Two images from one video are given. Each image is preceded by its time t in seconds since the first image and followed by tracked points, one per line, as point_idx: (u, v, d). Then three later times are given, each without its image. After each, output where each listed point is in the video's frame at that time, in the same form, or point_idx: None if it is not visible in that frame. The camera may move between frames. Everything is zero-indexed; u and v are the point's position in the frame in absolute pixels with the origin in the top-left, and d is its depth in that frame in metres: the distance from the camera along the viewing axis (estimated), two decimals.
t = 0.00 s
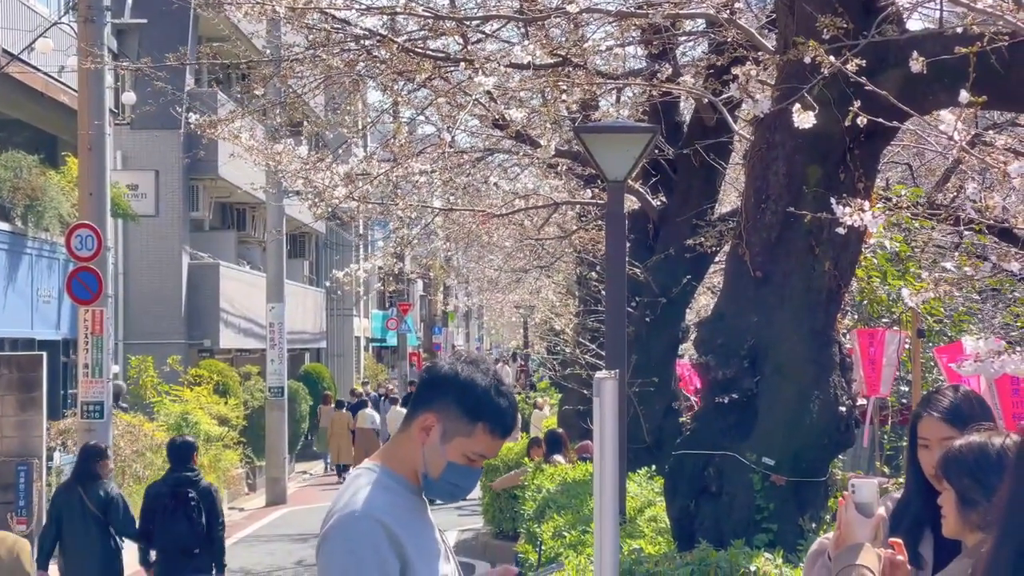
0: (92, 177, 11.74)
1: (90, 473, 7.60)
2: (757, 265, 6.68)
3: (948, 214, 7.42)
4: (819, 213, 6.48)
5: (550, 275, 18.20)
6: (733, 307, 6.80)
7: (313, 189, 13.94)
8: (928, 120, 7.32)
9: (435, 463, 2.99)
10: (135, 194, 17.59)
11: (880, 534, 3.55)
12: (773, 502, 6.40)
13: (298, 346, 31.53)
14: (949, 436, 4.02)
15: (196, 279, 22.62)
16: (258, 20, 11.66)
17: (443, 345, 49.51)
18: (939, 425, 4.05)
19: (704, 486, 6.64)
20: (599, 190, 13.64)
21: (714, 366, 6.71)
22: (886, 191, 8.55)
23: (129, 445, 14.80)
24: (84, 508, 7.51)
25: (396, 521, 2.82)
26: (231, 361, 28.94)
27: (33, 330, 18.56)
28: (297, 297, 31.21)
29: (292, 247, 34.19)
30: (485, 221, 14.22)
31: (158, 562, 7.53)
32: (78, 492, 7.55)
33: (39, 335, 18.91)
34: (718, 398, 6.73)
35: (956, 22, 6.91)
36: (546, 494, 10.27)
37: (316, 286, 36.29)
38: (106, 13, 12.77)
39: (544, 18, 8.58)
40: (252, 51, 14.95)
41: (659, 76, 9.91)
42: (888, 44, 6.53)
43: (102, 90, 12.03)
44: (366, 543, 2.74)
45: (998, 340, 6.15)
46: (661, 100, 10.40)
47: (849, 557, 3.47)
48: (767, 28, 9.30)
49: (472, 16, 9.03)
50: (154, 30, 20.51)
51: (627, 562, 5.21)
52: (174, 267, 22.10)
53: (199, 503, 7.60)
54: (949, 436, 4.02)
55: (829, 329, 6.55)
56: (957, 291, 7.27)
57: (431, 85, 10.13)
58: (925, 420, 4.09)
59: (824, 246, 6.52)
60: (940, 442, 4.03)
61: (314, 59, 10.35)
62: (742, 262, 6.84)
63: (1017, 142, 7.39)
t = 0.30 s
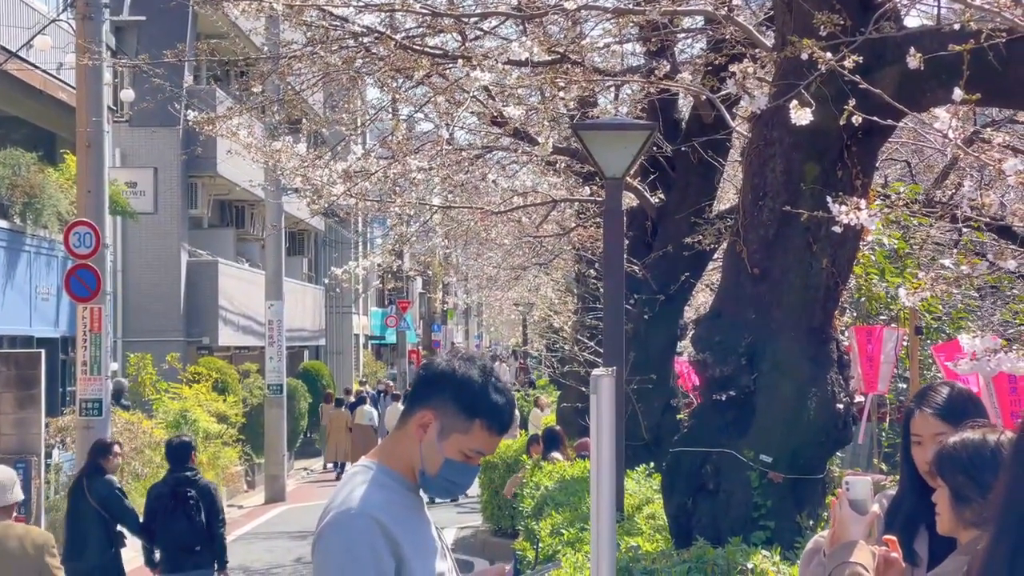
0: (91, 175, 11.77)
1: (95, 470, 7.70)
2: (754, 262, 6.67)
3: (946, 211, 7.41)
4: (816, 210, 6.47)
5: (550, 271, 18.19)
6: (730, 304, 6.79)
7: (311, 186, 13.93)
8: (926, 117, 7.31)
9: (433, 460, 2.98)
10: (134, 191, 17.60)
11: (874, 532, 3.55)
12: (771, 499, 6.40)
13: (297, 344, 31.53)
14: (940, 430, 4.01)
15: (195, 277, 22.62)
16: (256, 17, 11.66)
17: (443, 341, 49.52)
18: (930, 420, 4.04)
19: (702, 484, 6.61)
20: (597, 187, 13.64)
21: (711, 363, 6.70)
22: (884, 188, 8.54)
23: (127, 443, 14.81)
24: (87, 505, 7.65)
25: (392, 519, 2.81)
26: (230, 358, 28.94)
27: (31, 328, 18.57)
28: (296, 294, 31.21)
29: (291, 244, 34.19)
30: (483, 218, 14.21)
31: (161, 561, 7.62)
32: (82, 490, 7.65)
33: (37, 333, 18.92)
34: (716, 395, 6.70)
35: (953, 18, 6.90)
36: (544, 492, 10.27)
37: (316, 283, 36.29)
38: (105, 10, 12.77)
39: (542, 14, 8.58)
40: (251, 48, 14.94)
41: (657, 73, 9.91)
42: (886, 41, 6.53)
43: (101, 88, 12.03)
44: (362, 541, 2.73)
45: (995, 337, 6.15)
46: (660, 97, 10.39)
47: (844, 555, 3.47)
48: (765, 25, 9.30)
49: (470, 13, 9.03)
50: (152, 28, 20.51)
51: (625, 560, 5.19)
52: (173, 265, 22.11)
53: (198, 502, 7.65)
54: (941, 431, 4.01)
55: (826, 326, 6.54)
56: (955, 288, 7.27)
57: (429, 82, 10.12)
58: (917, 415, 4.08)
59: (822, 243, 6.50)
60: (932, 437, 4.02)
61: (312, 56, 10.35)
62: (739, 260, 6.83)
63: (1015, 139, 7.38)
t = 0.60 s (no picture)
0: (90, 172, 11.77)
1: (108, 464, 8.00)
2: (753, 259, 6.67)
3: (945, 208, 7.42)
4: (814, 207, 6.46)
5: (550, 268, 18.20)
6: (729, 301, 6.80)
7: (310, 183, 13.93)
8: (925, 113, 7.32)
9: (431, 456, 2.98)
10: (134, 188, 17.60)
11: (871, 528, 3.55)
12: (769, 496, 6.42)
13: (296, 341, 31.54)
14: (932, 425, 4.03)
15: (195, 274, 22.63)
16: (255, 14, 11.66)
17: (443, 338, 49.53)
18: (921, 415, 4.06)
19: (700, 481, 6.62)
20: (597, 183, 13.64)
21: (710, 360, 6.70)
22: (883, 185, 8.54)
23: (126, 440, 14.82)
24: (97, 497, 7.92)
25: (391, 516, 2.81)
26: (230, 355, 28.93)
27: (31, 325, 18.58)
28: (296, 291, 31.21)
29: (291, 241, 34.19)
30: (483, 215, 14.21)
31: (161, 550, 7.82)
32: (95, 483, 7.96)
33: (37, 330, 18.93)
34: (715, 392, 6.70)
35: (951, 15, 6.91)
36: (544, 489, 10.28)
37: (316, 280, 36.30)
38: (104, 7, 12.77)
39: (541, 10, 8.58)
40: (250, 45, 14.95)
41: (656, 69, 9.91)
42: (885, 38, 6.53)
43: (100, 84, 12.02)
44: (361, 537, 2.74)
45: (993, 333, 6.15)
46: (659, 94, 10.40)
47: (840, 550, 3.47)
48: (764, 22, 9.30)
49: (469, 10, 9.03)
50: (152, 25, 20.57)
51: (622, 557, 5.20)
52: (173, 262, 22.11)
53: (197, 490, 7.88)
54: (931, 426, 4.03)
55: (825, 322, 6.55)
56: (953, 284, 7.27)
57: (428, 79, 10.13)
58: (908, 410, 4.10)
59: (821, 240, 6.49)
60: (923, 432, 4.04)
61: (311, 53, 10.34)
62: (738, 257, 6.82)
63: (1014, 135, 7.39)
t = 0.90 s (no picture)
0: (90, 169, 11.76)
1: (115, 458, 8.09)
2: (751, 256, 6.65)
3: (943, 205, 7.42)
4: (812, 203, 6.44)
5: (550, 266, 18.21)
6: (727, 297, 6.79)
7: (310, 180, 13.93)
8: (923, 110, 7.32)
9: (427, 453, 2.96)
10: (134, 186, 17.60)
11: (867, 525, 3.55)
12: (767, 493, 6.43)
13: (297, 338, 31.57)
14: (920, 417, 4.05)
15: (195, 272, 22.64)
16: (254, 11, 11.65)
17: (443, 336, 49.55)
18: (910, 408, 4.07)
19: (698, 477, 6.60)
20: (597, 180, 13.65)
21: (708, 357, 6.70)
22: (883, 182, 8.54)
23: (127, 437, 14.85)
24: (102, 492, 8.03)
25: (387, 514, 2.81)
26: (230, 353, 28.94)
27: (32, 323, 18.58)
28: (297, 288, 31.23)
29: (291, 239, 34.21)
30: (483, 212, 14.22)
31: (167, 547, 8.03)
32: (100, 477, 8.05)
33: (37, 328, 18.94)
34: (713, 389, 6.70)
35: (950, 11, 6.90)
36: (544, 486, 10.28)
37: (316, 278, 36.33)
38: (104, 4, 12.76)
39: (540, 7, 8.58)
40: (250, 42, 14.94)
41: (655, 66, 9.90)
42: (883, 34, 6.53)
43: (100, 81, 12.01)
44: (357, 535, 2.73)
45: (990, 330, 6.14)
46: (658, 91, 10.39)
47: (836, 547, 3.46)
48: (763, 18, 9.30)
49: (469, 7, 9.02)
50: (152, 22, 20.52)
51: (620, 554, 5.19)
52: (173, 259, 22.10)
53: (204, 489, 8.07)
54: (919, 417, 4.05)
55: (824, 319, 6.54)
56: (952, 281, 7.27)
57: (428, 76, 10.12)
58: (897, 404, 4.12)
59: (819, 237, 6.46)
60: (910, 423, 4.06)
61: (311, 50, 10.32)
62: (737, 254, 6.81)
63: (1013, 132, 7.39)
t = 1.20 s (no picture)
0: (90, 166, 11.74)
1: (122, 450, 8.22)
2: (749, 252, 6.63)
3: (942, 201, 7.41)
4: (810, 199, 6.43)
5: (550, 262, 18.22)
6: (725, 293, 6.78)
7: (310, 177, 13.93)
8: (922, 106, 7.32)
9: (421, 449, 2.95)
10: (135, 183, 17.61)
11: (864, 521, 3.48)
12: (766, 490, 6.42)
13: (298, 335, 31.58)
14: (921, 413, 4.04)
15: (196, 269, 22.66)
16: (254, 7, 11.64)
17: (444, 332, 49.56)
18: (911, 403, 4.07)
19: (697, 474, 6.54)
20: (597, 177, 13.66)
21: (706, 353, 6.69)
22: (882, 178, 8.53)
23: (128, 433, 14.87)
24: (110, 484, 8.17)
25: (382, 509, 2.80)
26: (230, 349, 28.96)
27: (33, 319, 18.60)
28: (298, 285, 31.24)
29: (292, 235, 34.22)
30: (483, 208, 14.22)
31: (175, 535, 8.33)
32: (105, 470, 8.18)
33: (38, 324, 18.94)
34: (711, 385, 6.62)
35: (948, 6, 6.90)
36: (543, 483, 10.27)
37: (317, 274, 36.35)
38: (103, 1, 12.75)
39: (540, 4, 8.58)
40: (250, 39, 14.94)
41: (654, 62, 9.90)
42: (881, 29, 6.53)
43: (100, 78, 12.00)
44: (352, 530, 2.73)
45: (987, 326, 6.14)
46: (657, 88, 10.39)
47: (834, 543, 3.38)
48: (762, 15, 9.31)
49: (468, 4, 9.02)
50: (153, 19, 20.46)
51: (618, 550, 5.16)
52: (174, 256, 22.11)
53: (211, 479, 8.38)
54: (920, 413, 4.04)
55: (822, 315, 6.54)
56: (952, 277, 7.27)
57: (428, 72, 10.11)
58: (898, 399, 4.11)
59: (817, 233, 6.45)
60: (912, 420, 4.05)
61: (311, 47, 10.32)
62: (735, 250, 6.79)
63: (1013, 128, 7.39)
